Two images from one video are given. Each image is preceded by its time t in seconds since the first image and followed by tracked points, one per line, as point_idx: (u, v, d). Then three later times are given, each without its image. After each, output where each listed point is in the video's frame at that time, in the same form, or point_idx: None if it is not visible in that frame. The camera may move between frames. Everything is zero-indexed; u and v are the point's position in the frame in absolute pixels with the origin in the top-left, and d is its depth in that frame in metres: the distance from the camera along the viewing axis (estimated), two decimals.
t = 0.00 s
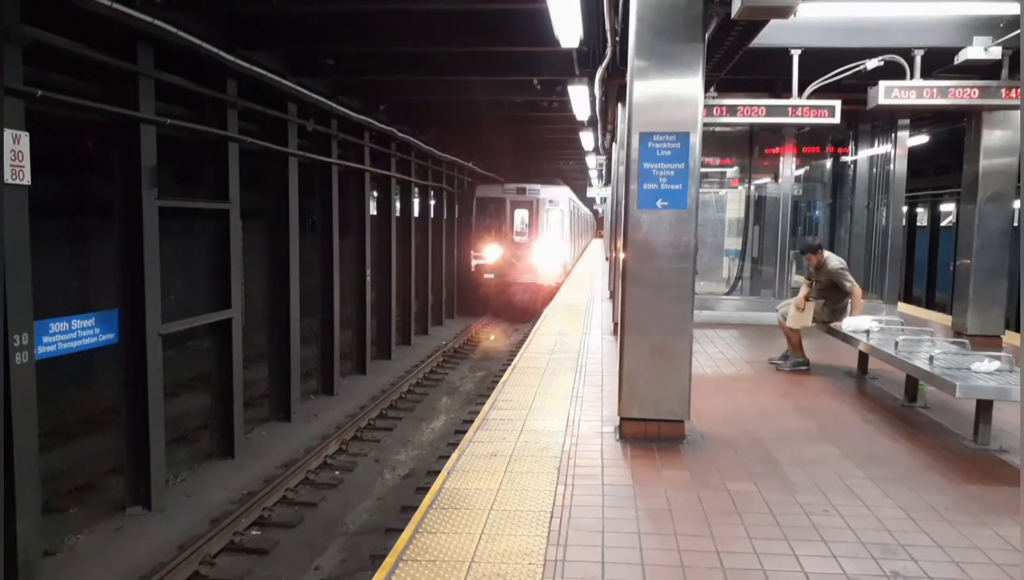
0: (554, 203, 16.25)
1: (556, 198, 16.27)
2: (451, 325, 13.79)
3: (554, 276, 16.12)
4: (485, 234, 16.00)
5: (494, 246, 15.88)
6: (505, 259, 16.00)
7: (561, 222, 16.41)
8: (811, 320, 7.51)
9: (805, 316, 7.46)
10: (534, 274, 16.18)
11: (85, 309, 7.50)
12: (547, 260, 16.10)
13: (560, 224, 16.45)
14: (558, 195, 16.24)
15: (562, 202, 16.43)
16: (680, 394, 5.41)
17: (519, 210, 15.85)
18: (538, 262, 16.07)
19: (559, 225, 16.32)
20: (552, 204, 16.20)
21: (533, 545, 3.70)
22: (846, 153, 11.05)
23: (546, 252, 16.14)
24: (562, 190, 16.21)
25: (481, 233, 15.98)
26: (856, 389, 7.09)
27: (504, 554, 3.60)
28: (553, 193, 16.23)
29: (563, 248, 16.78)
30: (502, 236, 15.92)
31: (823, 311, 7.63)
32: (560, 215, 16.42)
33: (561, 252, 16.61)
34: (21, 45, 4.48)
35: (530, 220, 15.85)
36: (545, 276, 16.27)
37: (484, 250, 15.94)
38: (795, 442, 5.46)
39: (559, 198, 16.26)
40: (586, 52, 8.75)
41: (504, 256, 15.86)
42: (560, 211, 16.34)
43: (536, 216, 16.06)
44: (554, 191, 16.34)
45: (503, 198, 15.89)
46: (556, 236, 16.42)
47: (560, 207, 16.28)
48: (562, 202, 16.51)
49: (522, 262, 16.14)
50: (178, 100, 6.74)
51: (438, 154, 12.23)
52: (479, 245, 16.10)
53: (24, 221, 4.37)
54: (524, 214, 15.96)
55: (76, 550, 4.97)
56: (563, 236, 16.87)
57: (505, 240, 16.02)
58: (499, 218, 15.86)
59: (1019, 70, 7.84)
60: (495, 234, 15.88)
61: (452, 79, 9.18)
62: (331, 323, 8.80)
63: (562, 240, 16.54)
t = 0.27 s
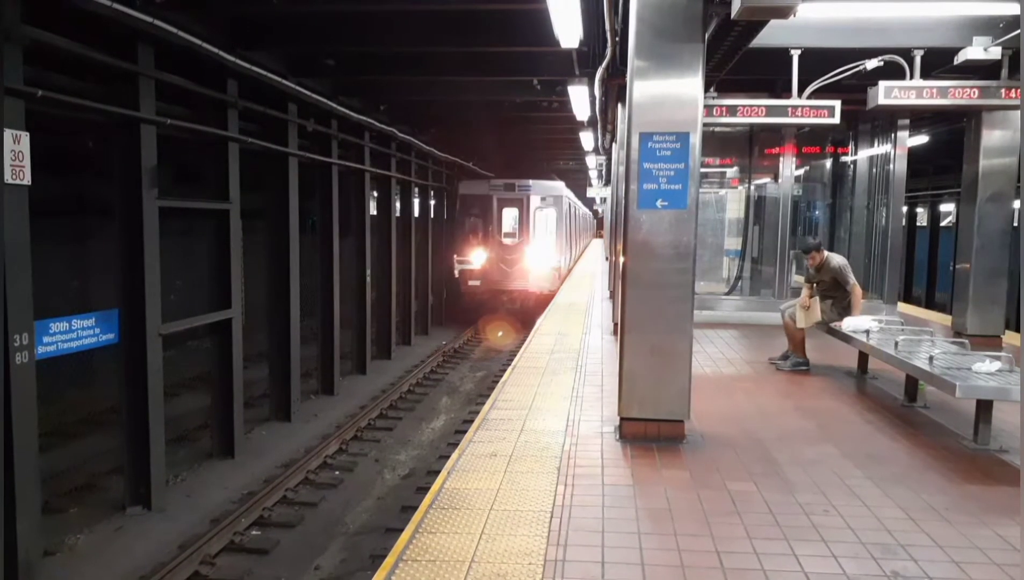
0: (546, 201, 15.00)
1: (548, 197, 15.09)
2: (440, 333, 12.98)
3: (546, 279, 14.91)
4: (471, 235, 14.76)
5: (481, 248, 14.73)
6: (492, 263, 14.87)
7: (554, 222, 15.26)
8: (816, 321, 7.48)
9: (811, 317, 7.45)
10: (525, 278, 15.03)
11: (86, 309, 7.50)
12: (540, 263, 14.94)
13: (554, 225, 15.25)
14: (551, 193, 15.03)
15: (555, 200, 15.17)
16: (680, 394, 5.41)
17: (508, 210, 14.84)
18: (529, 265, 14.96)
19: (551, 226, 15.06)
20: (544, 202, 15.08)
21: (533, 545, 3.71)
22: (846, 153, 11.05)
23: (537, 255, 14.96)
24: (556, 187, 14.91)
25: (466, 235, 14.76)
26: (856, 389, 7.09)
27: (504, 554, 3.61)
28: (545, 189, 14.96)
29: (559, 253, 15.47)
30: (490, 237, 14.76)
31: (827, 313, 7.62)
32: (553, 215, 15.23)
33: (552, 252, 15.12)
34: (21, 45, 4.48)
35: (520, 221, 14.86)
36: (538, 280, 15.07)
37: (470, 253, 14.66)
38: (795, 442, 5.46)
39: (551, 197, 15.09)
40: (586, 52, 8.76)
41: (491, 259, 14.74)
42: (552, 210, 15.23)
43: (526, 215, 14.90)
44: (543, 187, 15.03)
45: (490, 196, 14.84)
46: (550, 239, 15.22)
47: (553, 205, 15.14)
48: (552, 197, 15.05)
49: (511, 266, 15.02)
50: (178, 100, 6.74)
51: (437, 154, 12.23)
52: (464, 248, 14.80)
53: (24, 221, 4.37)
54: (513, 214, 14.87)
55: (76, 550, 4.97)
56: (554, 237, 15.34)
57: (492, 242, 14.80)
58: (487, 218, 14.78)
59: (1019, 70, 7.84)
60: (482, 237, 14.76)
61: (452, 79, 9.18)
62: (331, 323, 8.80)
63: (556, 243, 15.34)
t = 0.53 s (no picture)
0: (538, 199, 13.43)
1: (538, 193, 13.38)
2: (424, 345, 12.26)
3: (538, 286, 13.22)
4: (450, 237, 13.24)
5: (463, 252, 13.18)
6: (475, 268, 13.23)
7: (547, 224, 13.63)
8: (818, 324, 7.47)
9: (813, 319, 7.43)
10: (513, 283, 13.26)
11: (86, 309, 7.50)
12: (530, 268, 13.34)
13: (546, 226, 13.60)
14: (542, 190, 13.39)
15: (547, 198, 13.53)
16: (680, 394, 5.41)
17: (494, 209, 13.26)
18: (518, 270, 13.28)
19: (541, 227, 13.41)
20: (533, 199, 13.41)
21: (533, 545, 3.71)
22: (846, 153, 11.06)
23: (528, 259, 13.38)
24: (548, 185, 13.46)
25: (447, 238, 13.29)
26: (856, 389, 7.09)
27: (504, 554, 3.60)
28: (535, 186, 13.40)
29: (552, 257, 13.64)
30: (473, 239, 13.19)
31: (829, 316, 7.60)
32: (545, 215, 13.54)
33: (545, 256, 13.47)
34: (21, 46, 4.48)
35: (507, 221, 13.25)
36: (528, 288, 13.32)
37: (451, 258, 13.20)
38: (795, 442, 5.46)
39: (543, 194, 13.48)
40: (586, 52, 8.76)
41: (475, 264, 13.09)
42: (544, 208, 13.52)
43: (514, 214, 13.31)
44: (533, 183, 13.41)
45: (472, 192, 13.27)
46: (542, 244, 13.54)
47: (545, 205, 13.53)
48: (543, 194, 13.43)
49: (498, 271, 13.32)
50: (179, 100, 6.74)
51: (437, 154, 12.24)
52: (444, 253, 13.31)
53: (24, 221, 4.37)
54: (499, 212, 13.29)
55: (77, 550, 4.97)
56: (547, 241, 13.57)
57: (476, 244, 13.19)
58: (469, 218, 13.15)
59: (1019, 70, 7.84)
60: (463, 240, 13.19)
61: (452, 79, 9.18)
62: (331, 323, 8.80)
63: (550, 246, 13.60)
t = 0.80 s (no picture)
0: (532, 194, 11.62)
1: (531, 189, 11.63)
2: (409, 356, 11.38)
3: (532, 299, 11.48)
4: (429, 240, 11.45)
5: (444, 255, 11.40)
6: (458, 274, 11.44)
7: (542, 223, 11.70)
8: (818, 324, 7.46)
9: (812, 320, 7.43)
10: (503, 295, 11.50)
11: (86, 309, 7.50)
12: (523, 275, 11.54)
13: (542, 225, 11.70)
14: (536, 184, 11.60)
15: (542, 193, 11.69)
16: (680, 394, 5.41)
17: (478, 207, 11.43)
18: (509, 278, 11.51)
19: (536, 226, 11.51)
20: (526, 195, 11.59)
21: (533, 545, 3.71)
22: (846, 153, 11.06)
23: (522, 265, 11.57)
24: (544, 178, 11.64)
25: (425, 239, 11.52)
26: (856, 389, 7.09)
27: (504, 554, 3.60)
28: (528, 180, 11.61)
29: (546, 264, 11.82)
30: (456, 241, 11.41)
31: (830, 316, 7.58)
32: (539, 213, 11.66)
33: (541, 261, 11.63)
34: (22, 46, 4.49)
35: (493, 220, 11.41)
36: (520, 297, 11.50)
37: (430, 262, 11.44)
38: (795, 442, 5.47)
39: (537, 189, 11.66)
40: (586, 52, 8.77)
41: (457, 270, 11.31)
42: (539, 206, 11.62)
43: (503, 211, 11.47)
44: (527, 176, 11.60)
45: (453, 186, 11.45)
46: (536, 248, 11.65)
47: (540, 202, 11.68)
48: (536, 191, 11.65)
49: (484, 276, 11.52)
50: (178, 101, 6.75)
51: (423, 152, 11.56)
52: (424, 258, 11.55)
53: (24, 221, 4.37)
54: (486, 210, 11.49)
55: (77, 550, 4.97)
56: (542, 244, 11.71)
57: (459, 247, 11.44)
58: (451, 217, 11.40)
59: (1019, 70, 7.85)
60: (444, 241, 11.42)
61: (452, 79, 9.18)
62: (331, 323, 8.80)
63: (545, 250, 11.77)
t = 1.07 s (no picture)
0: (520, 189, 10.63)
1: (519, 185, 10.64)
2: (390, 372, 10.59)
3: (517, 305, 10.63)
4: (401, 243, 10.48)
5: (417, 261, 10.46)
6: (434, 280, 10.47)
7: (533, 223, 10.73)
8: (819, 323, 7.43)
9: (813, 320, 7.39)
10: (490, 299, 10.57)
11: (85, 309, 7.49)
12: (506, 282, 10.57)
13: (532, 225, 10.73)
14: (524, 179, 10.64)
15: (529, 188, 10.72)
16: (681, 395, 5.38)
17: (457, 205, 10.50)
18: (492, 286, 10.56)
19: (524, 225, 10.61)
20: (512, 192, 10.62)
21: (533, 546, 3.68)
22: (847, 153, 11.02)
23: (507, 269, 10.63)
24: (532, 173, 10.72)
25: (397, 241, 10.60)
26: (856, 389, 7.07)
27: (504, 555, 3.58)
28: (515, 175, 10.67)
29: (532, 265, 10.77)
30: (432, 244, 10.46)
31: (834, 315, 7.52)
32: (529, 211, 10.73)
33: (530, 264, 10.73)
34: (20, 45, 4.47)
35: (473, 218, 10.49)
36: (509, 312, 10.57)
37: (401, 269, 10.52)
38: (795, 442, 5.44)
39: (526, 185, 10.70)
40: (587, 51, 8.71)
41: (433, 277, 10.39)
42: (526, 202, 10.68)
43: (486, 209, 10.47)
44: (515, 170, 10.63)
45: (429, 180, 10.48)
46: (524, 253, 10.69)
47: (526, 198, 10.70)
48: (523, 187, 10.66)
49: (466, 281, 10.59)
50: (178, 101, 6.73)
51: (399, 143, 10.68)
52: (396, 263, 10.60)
53: (22, 220, 4.35)
54: (466, 207, 10.56)
55: (76, 551, 4.96)
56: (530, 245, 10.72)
57: (434, 251, 10.51)
58: (426, 214, 10.42)
59: (1020, 69, 7.82)
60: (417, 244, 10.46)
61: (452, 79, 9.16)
62: (331, 323, 8.79)
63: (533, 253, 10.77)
